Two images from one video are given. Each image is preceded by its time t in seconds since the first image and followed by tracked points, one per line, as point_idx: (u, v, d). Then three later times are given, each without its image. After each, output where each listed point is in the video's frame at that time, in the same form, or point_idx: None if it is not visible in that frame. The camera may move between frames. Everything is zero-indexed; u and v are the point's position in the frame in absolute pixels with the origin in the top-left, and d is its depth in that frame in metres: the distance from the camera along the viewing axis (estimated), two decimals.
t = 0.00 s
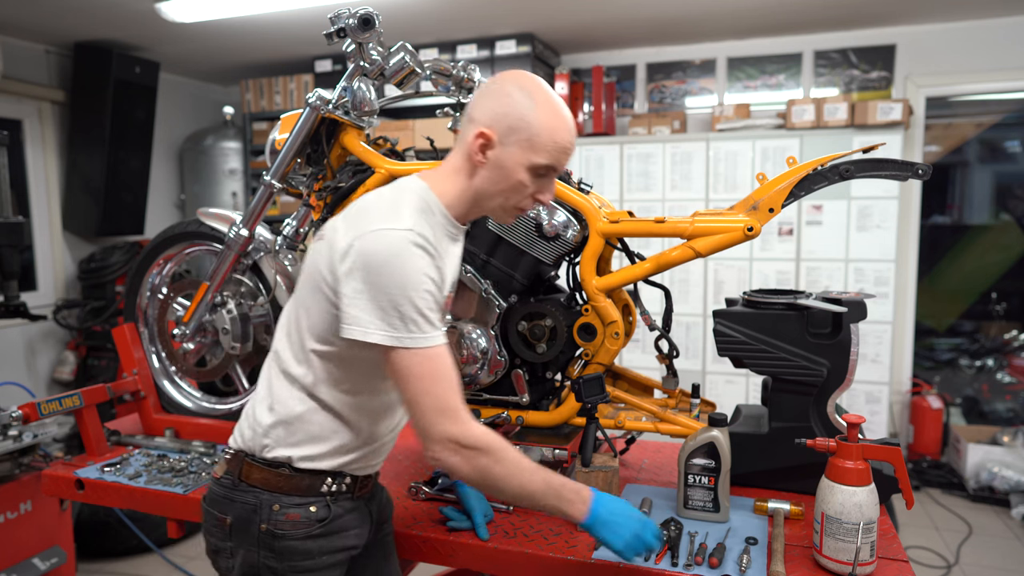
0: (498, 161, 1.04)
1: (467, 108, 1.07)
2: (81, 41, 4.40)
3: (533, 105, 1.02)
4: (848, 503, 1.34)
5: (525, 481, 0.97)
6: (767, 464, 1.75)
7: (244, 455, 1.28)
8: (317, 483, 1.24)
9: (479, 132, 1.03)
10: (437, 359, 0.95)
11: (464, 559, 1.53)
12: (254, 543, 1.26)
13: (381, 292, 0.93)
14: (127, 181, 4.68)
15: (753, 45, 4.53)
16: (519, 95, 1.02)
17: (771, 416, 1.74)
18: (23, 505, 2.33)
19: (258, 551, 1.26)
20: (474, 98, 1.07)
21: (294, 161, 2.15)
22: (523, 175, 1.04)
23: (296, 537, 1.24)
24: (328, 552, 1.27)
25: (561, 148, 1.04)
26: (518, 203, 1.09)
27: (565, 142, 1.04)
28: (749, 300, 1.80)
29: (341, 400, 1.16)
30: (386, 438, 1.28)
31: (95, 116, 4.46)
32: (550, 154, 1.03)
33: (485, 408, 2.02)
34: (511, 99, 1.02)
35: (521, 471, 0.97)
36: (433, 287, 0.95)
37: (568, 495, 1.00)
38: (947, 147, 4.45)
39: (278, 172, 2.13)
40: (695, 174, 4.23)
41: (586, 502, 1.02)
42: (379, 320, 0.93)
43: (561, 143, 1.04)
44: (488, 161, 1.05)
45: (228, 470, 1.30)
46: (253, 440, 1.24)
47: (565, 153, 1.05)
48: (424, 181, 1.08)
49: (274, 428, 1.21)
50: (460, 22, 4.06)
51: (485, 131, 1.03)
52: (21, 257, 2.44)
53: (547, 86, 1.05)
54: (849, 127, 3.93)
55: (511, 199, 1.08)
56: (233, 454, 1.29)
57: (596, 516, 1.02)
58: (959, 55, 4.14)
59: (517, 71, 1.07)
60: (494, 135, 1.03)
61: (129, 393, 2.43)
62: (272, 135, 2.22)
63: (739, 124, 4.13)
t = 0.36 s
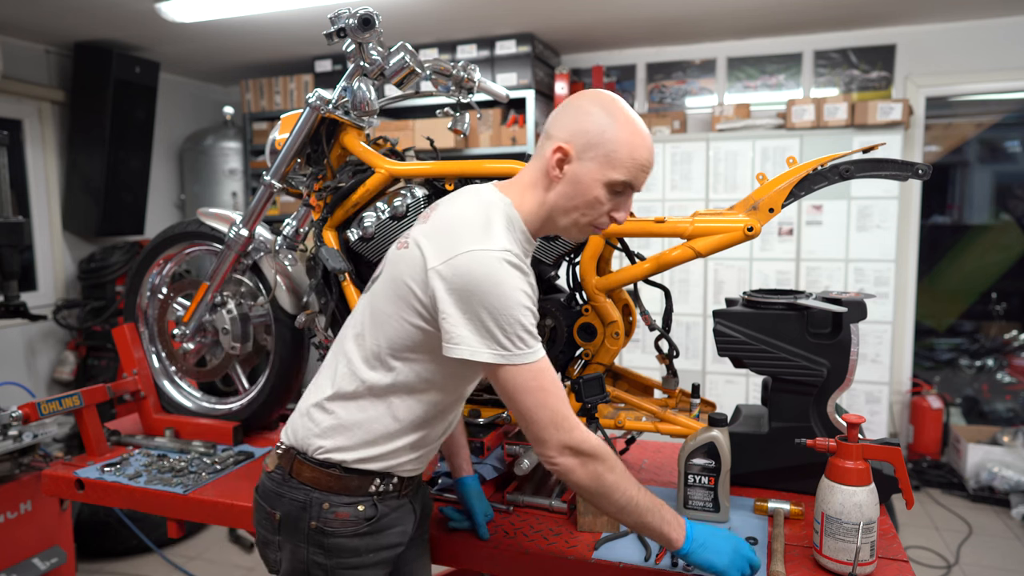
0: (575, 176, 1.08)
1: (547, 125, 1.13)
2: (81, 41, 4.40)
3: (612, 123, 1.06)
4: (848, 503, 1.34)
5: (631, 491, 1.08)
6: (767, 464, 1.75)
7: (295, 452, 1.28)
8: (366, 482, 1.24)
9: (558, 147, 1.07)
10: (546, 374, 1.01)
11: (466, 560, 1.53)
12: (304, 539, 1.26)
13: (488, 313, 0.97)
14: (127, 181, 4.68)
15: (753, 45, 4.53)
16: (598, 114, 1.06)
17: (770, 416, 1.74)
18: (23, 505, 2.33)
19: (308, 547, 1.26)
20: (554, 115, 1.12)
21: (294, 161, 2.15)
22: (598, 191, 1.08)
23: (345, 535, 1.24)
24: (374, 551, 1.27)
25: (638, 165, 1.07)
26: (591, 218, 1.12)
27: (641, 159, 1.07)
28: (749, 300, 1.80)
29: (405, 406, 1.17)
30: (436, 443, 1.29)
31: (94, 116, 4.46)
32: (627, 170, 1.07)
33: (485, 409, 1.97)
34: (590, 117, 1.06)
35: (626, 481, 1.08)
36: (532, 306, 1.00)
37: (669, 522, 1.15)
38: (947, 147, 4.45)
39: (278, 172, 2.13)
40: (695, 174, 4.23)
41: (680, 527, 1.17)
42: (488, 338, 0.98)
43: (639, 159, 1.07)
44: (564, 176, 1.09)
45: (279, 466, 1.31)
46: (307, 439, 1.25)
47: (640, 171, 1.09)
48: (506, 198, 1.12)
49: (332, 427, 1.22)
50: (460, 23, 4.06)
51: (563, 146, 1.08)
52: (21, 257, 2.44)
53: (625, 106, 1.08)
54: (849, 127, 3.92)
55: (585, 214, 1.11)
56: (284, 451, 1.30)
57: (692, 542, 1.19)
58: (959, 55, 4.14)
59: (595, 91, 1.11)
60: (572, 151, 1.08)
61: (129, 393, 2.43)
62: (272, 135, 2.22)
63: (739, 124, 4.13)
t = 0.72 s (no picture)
0: (593, 173, 1.08)
1: (566, 124, 1.14)
2: (81, 41, 4.40)
3: (630, 121, 1.07)
4: (848, 503, 1.34)
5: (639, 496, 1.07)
6: (767, 464, 1.75)
7: (317, 451, 1.27)
8: (389, 479, 1.24)
9: (576, 143, 1.08)
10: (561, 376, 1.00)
11: (466, 559, 1.54)
12: (329, 538, 1.26)
13: (508, 314, 0.97)
14: (127, 181, 4.68)
15: (753, 45, 4.53)
16: (616, 111, 1.07)
17: (770, 416, 1.74)
18: (23, 505, 2.33)
19: (333, 546, 1.26)
20: (571, 115, 1.14)
21: (294, 161, 2.15)
22: (616, 187, 1.08)
23: (369, 532, 1.24)
24: (397, 548, 1.28)
25: (655, 162, 1.08)
26: (609, 215, 1.12)
27: (659, 156, 1.08)
28: (749, 300, 1.80)
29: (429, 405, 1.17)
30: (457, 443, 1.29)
31: (94, 116, 4.46)
32: (645, 168, 1.07)
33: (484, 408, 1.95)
34: (607, 115, 1.07)
35: (635, 486, 1.07)
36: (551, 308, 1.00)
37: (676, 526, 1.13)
38: (948, 147, 4.45)
39: (278, 172, 2.13)
40: (695, 174, 4.23)
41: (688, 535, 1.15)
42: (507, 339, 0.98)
43: (656, 157, 1.08)
44: (582, 173, 1.10)
45: (302, 465, 1.30)
46: (329, 438, 1.24)
47: (657, 169, 1.09)
48: (526, 196, 1.12)
49: (355, 426, 1.21)
50: (460, 23, 4.06)
51: (582, 143, 1.08)
52: (21, 257, 2.44)
53: (643, 105, 1.09)
54: (849, 127, 3.92)
55: (603, 210, 1.11)
56: (307, 450, 1.28)
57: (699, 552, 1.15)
58: (959, 55, 4.14)
59: (612, 90, 1.12)
60: (589, 147, 1.09)
61: (129, 393, 2.43)
62: (272, 135, 2.22)
63: (739, 124, 4.13)
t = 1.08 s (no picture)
0: (578, 154, 1.05)
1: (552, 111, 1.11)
2: (81, 41, 4.40)
3: (614, 102, 1.04)
4: (848, 503, 1.34)
5: (543, 481, 0.98)
6: (767, 464, 1.75)
7: (318, 452, 1.27)
8: (392, 474, 1.24)
9: (561, 125, 1.05)
10: (473, 360, 0.93)
11: (465, 559, 1.53)
12: (338, 537, 1.26)
13: (456, 286, 0.92)
14: (127, 181, 4.68)
15: (753, 45, 4.53)
16: (601, 92, 1.05)
17: (770, 416, 1.74)
18: (23, 505, 2.33)
19: (344, 545, 1.25)
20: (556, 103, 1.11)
21: (294, 161, 2.15)
22: (602, 168, 1.04)
23: (377, 527, 1.24)
24: (407, 541, 1.28)
25: (642, 142, 1.05)
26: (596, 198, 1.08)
27: (644, 136, 1.05)
28: (749, 300, 1.80)
29: (415, 398, 1.15)
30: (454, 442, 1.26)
31: (94, 116, 4.46)
32: (631, 147, 1.04)
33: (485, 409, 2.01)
34: (592, 96, 1.04)
35: (535, 472, 0.97)
36: (508, 289, 0.94)
37: (600, 486, 1.00)
38: (948, 147, 4.45)
39: (278, 172, 2.13)
40: (695, 174, 4.23)
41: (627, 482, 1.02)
42: (447, 311, 0.92)
43: (642, 137, 1.04)
44: (568, 155, 1.06)
45: (304, 467, 1.29)
46: (329, 439, 1.23)
47: (644, 149, 1.06)
48: (512, 183, 1.09)
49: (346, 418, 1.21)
50: (460, 23, 4.06)
51: (567, 125, 1.05)
52: (21, 257, 2.44)
53: (628, 86, 1.06)
54: (849, 127, 3.92)
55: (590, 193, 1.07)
56: (308, 453, 1.28)
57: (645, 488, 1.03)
58: (959, 55, 4.14)
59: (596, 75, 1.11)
60: (574, 130, 1.05)
61: (129, 393, 2.43)
62: (272, 135, 2.22)
63: (739, 124, 4.13)
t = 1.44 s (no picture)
0: (532, 125, 1.09)
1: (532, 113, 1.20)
2: (81, 41, 4.40)
3: (567, 77, 1.09)
4: (848, 503, 1.34)
5: (521, 463, 0.97)
6: (767, 464, 1.75)
7: (315, 460, 1.27)
8: (391, 478, 1.24)
9: (520, 107, 1.12)
10: (444, 343, 0.93)
11: (464, 559, 1.53)
12: (339, 544, 1.26)
13: (427, 267, 0.93)
14: (127, 181, 4.68)
15: (753, 45, 4.53)
16: (559, 75, 1.11)
17: (771, 416, 1.74)
18: (23, 505, 2.33)
19: (346, 551, 1.25)
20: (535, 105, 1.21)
21: (295, 161, 2.15)
22: (551, 133, 1.06)
23: (378, 531, 1.24)
24: (408, 544, 1.28)
25: (592, 105, 1.05)
26: (553, 164, 1.06)
27: (596, 99, 1.06)
28: (749, 300, 1.80)
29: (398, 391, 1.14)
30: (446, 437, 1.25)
31: (94, 116, 4.46)
32: (580, 110, 1.05)
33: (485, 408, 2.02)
34: (551, 78, 1.12)
35: (512, 454, 0.96)
36: (479, 269, 0.94)
37: (580, 467, 1.01)
38: (948, 147, 4.45)
39: (278, 172, 2.13)
40: (695, 174, 4.23)
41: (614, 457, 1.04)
42: (418, 293, 0.92)
43: (592, 100, 1.06)
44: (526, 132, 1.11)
45: (302, 477, 1.30)
46: (323, 444, 1.22)
47: (596, 113, 1.05)
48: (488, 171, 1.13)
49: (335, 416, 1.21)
50: (460, 23, 4.06)
51: (526, 108, 1.13)
52: (21, 257, 2.44)
53: (586, 66, 1.11)
54: (849, 127, 3.92)
55: (546, 160, 1.07)
56: (306, 462, 1.28)
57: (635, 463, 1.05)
58: (960, 55, 4.14)
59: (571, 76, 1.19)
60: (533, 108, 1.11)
61: (129, 393, 2.43)
62: (272, 135, 2.22)
63: (739, 124, 4.13)
